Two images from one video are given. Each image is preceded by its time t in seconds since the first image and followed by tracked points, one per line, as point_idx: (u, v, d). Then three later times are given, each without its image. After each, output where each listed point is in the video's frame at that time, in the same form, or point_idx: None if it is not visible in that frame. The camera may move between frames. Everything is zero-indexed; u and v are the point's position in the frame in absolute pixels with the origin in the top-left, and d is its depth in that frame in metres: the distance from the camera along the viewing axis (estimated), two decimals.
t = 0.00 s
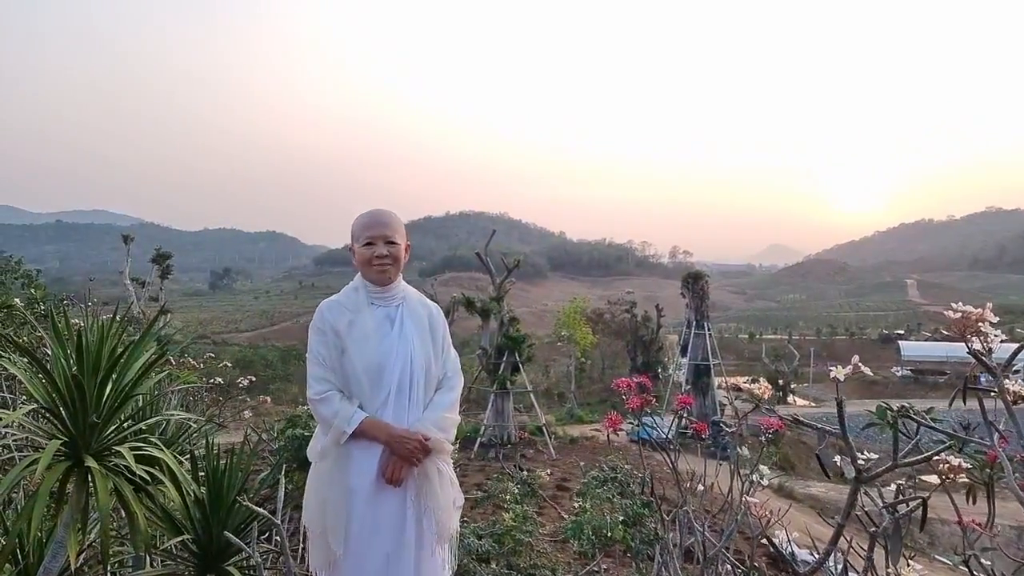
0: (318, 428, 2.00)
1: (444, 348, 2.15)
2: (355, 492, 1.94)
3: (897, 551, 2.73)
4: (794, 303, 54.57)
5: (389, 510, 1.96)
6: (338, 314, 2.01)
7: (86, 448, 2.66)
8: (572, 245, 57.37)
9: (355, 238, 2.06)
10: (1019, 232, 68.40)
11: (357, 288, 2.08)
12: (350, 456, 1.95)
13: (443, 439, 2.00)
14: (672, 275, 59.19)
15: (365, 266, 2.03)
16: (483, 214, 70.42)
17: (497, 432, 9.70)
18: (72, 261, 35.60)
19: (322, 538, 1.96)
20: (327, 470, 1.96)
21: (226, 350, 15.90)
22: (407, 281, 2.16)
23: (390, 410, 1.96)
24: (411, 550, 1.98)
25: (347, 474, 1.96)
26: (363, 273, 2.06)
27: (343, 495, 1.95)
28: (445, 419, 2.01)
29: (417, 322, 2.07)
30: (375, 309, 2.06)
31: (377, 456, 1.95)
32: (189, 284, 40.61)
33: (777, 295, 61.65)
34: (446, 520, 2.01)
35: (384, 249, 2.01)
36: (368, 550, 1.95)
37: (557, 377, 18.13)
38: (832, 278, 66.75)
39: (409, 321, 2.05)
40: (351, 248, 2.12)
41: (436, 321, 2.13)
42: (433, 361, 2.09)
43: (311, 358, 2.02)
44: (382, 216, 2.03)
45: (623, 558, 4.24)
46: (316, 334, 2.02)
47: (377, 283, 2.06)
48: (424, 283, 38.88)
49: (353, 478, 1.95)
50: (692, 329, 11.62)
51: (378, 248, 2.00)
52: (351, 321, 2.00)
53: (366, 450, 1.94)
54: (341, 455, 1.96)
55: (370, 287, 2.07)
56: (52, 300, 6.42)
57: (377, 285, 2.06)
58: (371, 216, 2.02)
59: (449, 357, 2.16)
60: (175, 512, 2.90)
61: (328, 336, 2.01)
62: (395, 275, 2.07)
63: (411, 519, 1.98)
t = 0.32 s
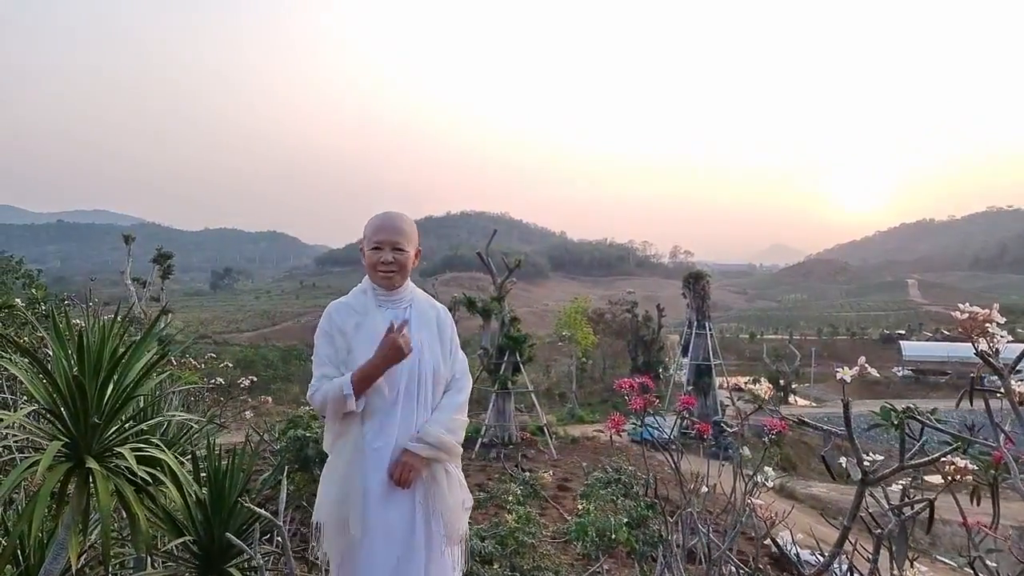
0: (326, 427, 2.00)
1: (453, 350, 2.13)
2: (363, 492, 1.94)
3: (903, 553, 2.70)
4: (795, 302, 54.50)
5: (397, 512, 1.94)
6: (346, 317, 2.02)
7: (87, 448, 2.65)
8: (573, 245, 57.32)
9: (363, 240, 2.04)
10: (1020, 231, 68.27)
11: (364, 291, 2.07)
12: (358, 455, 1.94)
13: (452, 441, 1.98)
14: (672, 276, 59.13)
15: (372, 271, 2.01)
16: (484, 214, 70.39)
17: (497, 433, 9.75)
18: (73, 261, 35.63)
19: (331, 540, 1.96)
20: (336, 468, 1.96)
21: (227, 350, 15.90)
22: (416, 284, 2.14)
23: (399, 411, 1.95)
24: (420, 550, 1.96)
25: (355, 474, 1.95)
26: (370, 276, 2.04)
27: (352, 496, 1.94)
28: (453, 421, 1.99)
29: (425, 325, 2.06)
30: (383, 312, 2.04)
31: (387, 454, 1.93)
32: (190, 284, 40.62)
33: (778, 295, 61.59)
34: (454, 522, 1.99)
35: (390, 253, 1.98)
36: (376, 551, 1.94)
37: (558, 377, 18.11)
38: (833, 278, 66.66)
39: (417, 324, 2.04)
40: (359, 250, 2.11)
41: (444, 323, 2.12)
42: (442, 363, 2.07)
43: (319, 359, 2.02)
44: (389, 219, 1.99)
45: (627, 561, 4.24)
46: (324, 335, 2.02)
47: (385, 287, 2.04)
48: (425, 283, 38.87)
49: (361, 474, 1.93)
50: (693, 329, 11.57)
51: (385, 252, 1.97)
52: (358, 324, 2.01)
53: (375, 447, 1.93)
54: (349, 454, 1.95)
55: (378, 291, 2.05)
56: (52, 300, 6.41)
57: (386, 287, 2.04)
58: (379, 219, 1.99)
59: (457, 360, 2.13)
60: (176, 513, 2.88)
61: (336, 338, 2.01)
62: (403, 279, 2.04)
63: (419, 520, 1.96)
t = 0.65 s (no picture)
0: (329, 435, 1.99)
1: (457, 354, 2.13)
2: (366, 500, 1.92)
3: (908, 557, 2.68)
4: (796, 303, 54.44)
5: (401, 520, 1.93)
6: (348, 323, 2.00)
7: (88, 450, 2.64)
8: (573, 246, 57.30)
9: (367, 243, 2.04)
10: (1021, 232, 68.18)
11: (367, 295, 2.06)
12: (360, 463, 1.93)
13: (456, 448, 1.97)
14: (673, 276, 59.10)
15: (376, 273, 2.00)
16: (484, 214, 70.40)
17: (500, 433, 9.71)
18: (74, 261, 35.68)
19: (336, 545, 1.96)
20: (339, 475, 1.95)
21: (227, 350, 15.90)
22: (419, 287, 2.13)
23: (402, 421, 1.94)
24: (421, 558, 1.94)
25: (358, 482, 1.94)
26: (374, 279, 2.03)
27: (355, 503, 1.94)
28: (457, 428, 1.97)
29: (429, 329, 2.04)
30: (385, 317, 2.03)
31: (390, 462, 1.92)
32: (191, 284, 40.64)
33: (779, 295, 61.54)
34: (456, 530, 1.99)
35: (395, 255, 1.97)
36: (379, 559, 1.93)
37: (559, 377, 18.09)
38: (833, 278, 66.60)
39: (420, 329, 2.03)
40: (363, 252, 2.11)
41: (447, 326, 2.11)
42: (446, 369, 2.06)
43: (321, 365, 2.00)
44: (394, 221, 1.99)
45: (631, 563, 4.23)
46: (326, 341, 2.00)
47: (388, 290, 2.03)
48: (426, 283, 38.88)
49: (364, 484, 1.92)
50: (694, 329, 11.56)
51: (389, 255, 1.96)
52: (360, 330, 2.00)
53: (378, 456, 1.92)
54: (351, 462, 1.94)
55: (381, 294, 2.04)
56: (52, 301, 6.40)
57: (389, 291, 2.03)
58: (383, 222, 1.99)
59: (461, 364, 2.12)
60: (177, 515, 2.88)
61: (337, 345, 1.99)
62: (406, 283, 2.04)
63: (422, 528, 1.94)
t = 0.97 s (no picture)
0: (320, 447, 1.95)
1: (448, 357, 2.12)
2: (356, 512, 1.90)
3: (913, 560, 2.66)
4: (797, 302, 54.38)
5: (392, 531, 1.91)
6: (334, 327, 1.96)
7: (86, 452, 2.62)
8: (574, 245, 57.24)
9: (356, 243, 2.03)
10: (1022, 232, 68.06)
11: (354, 297, 2.04)
12: (352, 477, 1.90)
13: (449, 455, 1.94)
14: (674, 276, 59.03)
15: (363, 272, 1.99)
16: (485, 214, 70.38)
17: (500, 433, 9.72)
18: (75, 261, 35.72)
19: (326, 559, 1.94)
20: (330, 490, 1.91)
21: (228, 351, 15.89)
22: (408, 287, 2.13)
23: (394, 435, 1.91)
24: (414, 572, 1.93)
25: (349, 496, 1.91)
26: (362, 280, 2.02)
27: (345, 515, 1.91)
28: (451, 435, 1.96)
29: (420, 332, 2.03)
30: (373, 320, 2.02)
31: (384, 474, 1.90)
32: (192, 284, 40.63)
33: (779, 295, 61.49)
34: (452, 542, 1.97)
35: (385, 254, 1.97)
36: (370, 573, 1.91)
37: (560, 377, 18.07)
38: (834, 278, 66.52)
39: (410, 331, 2.01)
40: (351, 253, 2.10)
41: (438, 328, 2.10)
42: (438, 372, 2.05)
43: (309, 372, 1.96)
44: (383, 221, 2.00)
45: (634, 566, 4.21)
46: (313, 346, 1.97)
47: (376, 291, 2.02)
48: (427, 283, 38.86)
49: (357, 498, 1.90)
50: (695, 329, 11.53)
51: (378, 255, 1.96)
52: (349, 334, 1.96)
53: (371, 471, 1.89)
54: (343, 475, 1.90)
55: (370, 295, 2.03)
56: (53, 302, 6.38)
57: (376, 292, 2.02)
58: (372, 221, 2.00)
59: (453, 367, 2.11)
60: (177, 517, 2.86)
61: (325, 350, 1.95)
62: (395, 284, 2.04)
63: (414, 541, 1.93)
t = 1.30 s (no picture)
0: (297, 461, 1.90)
1: (436, 367, 2.07)
2: (333, 531, 1.84)
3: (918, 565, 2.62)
4: (797, 302, 54.34)
5: (371, 551, 1.85)
6: (315, 335, 1.91)
7: (83, 454, 2.60)
8: (574, 245, 57.21)
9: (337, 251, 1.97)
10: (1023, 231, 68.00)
11: (336, 304, 1.99)
12: (333, 494, 1.84)
13: (433, 474, 1.90)
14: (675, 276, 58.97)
15: (345, 280, 1.94)
16: (486, 214, 70.35)
17: (501, 433, 9.71)
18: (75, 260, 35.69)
19: None
20: (307, 507, 1.86)
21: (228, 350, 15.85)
22: (392, 293, 2.08)
23: (376, 454, 1.86)
24: None
25: (328, 514, 1.86)
26: (343, 288, 1.97)
27: (322, 532, 1.85)
28: (436, 451, 1.91)
29: (405, 341, 1.98)
30: (357, 327, 1.97)
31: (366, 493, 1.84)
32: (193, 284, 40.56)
33: (780, 295, 61.43)
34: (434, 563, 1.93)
35: (366, 264, 1.91)
36: None
37: (560, 377, 18.02)
38: (835, 278, 66.46)
39: (396, 340, 1.97)
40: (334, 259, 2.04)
41: (425, 337, 2.05)
42: (424, 385, 2.00)
43: (288, 382, 1.91)
44: (365, 226, 1.93)
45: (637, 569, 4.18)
46: (293, 354, 1.92)
47: (358, 299, 1.96)
48: (427, 283, 38.80)
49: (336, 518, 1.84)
50: (696, 328, 11.50)
51: (359, 264, 1.90)
52: (328, 343, 1.91)
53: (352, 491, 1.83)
54: (321, 493, 1.85)
55: (353, 303, 1.98)
56: (52, 301, 6.33)
57: (359, 300, 1.97)
58: (353, 226, 1.92)
59: (440, 379, 2.07)
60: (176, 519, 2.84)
61: (304, 359, 1.90)
62: (379, 292, 1.98)
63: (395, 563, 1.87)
